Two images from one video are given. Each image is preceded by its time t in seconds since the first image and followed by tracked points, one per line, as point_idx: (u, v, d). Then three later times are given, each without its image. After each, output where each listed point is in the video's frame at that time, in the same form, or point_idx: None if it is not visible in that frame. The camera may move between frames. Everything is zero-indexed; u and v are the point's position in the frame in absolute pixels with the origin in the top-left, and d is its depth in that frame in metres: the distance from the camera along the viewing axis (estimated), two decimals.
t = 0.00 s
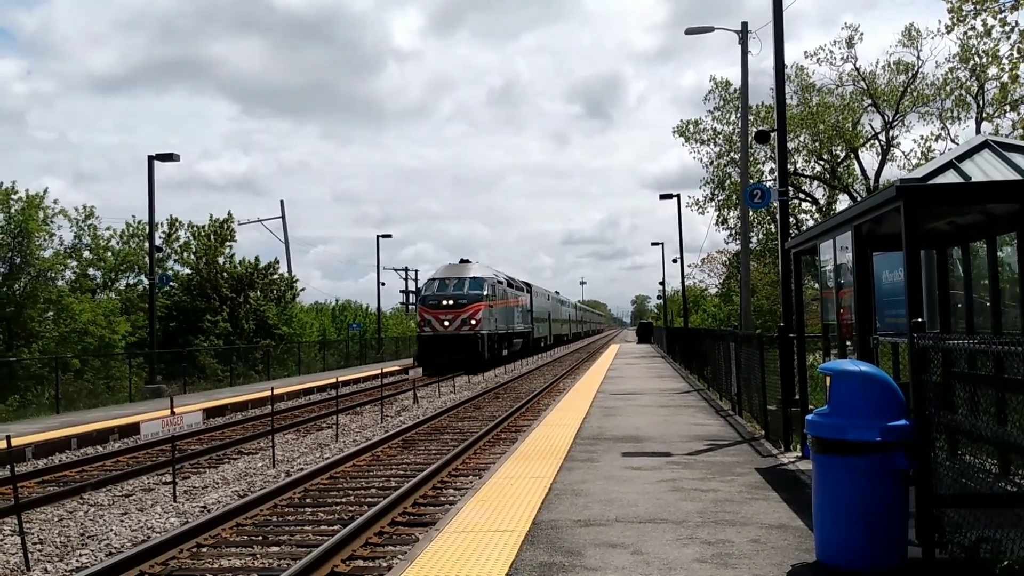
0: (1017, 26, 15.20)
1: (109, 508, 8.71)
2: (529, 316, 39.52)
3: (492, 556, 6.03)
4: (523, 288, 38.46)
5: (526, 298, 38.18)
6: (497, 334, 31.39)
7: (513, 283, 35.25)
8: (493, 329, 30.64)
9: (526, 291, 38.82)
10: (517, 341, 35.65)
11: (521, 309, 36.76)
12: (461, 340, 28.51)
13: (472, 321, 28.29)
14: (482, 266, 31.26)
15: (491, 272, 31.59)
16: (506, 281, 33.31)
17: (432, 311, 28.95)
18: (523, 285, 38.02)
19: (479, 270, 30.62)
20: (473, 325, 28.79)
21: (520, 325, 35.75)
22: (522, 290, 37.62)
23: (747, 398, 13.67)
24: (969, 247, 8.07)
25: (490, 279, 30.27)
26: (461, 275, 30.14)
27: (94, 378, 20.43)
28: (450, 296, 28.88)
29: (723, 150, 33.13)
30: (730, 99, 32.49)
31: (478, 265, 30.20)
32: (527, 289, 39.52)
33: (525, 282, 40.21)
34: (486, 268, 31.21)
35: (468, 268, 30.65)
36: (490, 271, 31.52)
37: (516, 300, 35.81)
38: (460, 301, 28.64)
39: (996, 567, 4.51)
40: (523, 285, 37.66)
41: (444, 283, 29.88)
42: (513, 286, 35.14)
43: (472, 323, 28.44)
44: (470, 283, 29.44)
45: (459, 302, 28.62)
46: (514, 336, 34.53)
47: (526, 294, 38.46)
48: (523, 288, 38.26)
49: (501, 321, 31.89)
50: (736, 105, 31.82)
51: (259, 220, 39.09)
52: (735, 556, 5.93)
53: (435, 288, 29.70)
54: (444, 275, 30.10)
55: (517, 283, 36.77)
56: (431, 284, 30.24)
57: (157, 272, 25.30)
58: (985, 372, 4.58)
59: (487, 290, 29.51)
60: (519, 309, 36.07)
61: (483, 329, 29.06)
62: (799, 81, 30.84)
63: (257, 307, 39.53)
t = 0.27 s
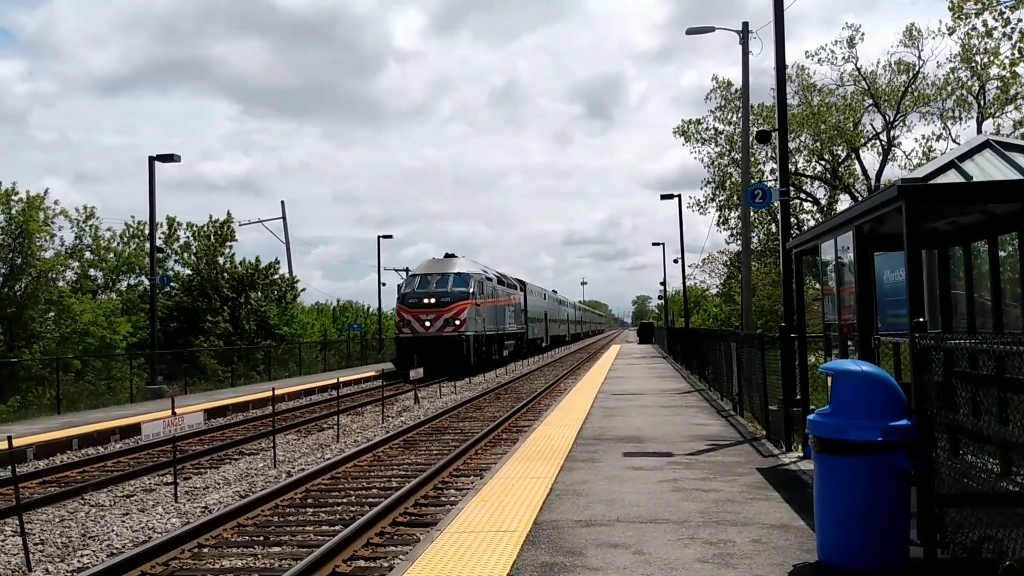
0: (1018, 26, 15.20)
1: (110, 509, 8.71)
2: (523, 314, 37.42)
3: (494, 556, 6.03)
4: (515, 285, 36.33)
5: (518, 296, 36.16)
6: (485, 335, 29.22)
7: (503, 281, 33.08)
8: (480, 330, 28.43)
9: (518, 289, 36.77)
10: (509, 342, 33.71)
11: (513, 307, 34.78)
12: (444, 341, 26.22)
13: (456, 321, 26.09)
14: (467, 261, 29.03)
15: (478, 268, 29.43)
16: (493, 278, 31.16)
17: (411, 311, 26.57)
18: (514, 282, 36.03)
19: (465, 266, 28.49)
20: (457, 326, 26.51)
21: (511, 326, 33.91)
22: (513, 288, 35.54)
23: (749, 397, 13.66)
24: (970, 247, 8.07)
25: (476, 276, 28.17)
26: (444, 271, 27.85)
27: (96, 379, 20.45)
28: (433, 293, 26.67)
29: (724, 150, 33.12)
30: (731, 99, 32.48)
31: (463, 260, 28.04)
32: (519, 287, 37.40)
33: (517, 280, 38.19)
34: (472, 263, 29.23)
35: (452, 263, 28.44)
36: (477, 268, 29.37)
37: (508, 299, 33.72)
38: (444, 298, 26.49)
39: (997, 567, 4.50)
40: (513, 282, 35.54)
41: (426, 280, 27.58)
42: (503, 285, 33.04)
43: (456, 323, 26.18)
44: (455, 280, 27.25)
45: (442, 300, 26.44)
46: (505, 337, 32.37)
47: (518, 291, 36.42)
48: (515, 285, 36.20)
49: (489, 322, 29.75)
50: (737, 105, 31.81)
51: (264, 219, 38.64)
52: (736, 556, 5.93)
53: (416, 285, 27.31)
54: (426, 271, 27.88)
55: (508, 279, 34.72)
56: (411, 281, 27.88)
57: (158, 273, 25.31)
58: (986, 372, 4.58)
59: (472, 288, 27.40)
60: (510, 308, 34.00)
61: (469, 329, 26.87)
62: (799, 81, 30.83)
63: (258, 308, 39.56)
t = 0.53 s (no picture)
0: None
1: (118, 507, 8.76)
2: (519, 311, 35.19)
3: (499, 554, 6.06)
4: (509, 280, 34.11)
5: (513, 293, 33.95)
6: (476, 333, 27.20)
7: (496, 277, 31.08)
8: (468, 329, 26.45)
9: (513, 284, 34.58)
10: (503, 341, 31.64)
11: (508, 304, 32.59)
12: (428, 341, 24.23)
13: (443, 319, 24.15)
14: (456, 254, 26.96)
15: (467, 261, 27.37)
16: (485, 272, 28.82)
17: (392, 308, 24.57)
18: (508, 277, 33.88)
19: (452, 259, 26.52)
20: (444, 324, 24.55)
21: (506, 323, 32.00)
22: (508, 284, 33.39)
23: (755, 396, 13.64)
24: (978, 245, 8.06)
25: (465, 270, 26.20)
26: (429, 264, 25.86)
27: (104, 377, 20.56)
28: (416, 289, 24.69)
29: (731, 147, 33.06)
30: (737, 96, 32.42)
31: (450, 252, 26.04)
32: (515, 282, 35.12)
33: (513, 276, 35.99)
34: (461, 256, 27.19)
35: (439, 255, 26.44)
36: (467, 261, 27.34)
37: (501, 294, 31.65)
38: (428, 294, 24.44)
39: (1005, 565, 4.49)
40: (507, 277, 33.41)
41: (409, 274, 25.65)
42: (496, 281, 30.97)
43: (442, 321, 24.24)
44: (440, 274, 25.28)
45: (426, 297, 24.40)
46: (499, 336, 30.35)
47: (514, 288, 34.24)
48: (510, 280, 33.97)
49: (480, 320, 27.70)
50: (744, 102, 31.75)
51: (274, 216, 38.08)
52: (743, 554, 5.93)
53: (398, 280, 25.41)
54: (411, 264, 25.89)
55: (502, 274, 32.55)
56: (394, 275, 25.93)
57: (166, 272, 25.38)
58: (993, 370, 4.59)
59: (460, 283, 25.41)
60: (505, 305, 31.96)
61: (456, 328, 24.89)
62: (806, 79, 30.74)
63: (265, 306, 39.69)
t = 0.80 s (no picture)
0: None
1: (130, 505, 8.82)
2: (519, 309, 32.59)
3: (510, 552, 6.08)
4: (507, 275, 31.27)
5: (511, 289, 31.31)
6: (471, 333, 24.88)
7: (492, 271, 28.51)
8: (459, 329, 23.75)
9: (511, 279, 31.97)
10: (500, 342, 29.11)
11: (505, 302, 29.99)
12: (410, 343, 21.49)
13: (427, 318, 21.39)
14: (446, 246, 24.33)
15: (459, 254, 24.86)
16: (474, 265, 25.21)
17: (368, 306, 21.81)
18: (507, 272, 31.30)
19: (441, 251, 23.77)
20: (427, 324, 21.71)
21: (505, 323, 29.41)
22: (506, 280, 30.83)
23: (766, 395, 13.60)
24: (989, 244, 8.02)
25: (452, 264, 23.19)
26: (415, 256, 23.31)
27: (114, 376, 20.72)
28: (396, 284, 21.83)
29: (741, 146, 32.95)
30: (747, 95, 32.31)
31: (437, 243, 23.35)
32: (513, 278, 32.45)
33: (512, 271, 33.51)
34: (451, 248, 24.60)
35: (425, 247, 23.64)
36: (458, 255, 24.90)
37: (498, 290, 29.02)
38: (410, 290, 21.70)
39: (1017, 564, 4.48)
40: (505, 271, 30.79)
41: (390, 267, 22.81)
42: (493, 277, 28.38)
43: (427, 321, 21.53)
44: (424, 268, 22.48)
45: (408, 293, 21.64)
46: (496, 337, 27.80)
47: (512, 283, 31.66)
48: (508, 276, 31.34)
49: (473, 318, 25.10)
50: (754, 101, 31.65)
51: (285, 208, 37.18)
52: (754, 554, 5.92)
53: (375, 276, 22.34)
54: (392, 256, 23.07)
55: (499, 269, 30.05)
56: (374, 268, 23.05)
57: (177, 271, 25.50)
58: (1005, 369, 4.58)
59: (447, 278, 22.65)
60: (501, 302, 29.30)
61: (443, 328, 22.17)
62: (816, 77, 30.61)
63: (275, 306, 39.84)
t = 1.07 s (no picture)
0: None
1: (158, 504, 8.95)
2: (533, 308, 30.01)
3: (535, 553, 6.10)
4: (519, 270, 28.71)
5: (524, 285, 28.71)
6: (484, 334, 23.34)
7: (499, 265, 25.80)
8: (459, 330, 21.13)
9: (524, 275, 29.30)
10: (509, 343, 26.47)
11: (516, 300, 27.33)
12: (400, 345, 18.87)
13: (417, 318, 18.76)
14: (442, 236, 21.48)
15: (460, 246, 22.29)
16: (479, 260, 22.85)
17: (351, 304, 19.26)
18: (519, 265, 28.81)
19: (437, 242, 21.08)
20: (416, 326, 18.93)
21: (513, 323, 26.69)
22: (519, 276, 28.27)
23: (792, 396, 13.50)
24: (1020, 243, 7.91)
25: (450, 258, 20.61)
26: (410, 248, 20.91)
27: (143, 376, 21.02)
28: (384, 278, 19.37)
29: (766, 144, 32.70)
30: (773, 93, 32.05)
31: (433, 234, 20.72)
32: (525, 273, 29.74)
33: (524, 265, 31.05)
34: (451, 239, 21.97)
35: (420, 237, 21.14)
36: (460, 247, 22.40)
37: (507, 287, 26.26)
38: (399, 285, 19.11)
39: None
40: (515, 266, 28.23)
41: (378, 260, 20.22)
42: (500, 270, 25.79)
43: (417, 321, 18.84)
44: (417, 261, 19.87)
45: (395, 289, 19.07)
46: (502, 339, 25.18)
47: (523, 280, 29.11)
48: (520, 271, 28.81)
49: (471, 318, 21.95)
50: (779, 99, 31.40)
51: (326, 202, 35.84)
52: (781, 555, 5.90)
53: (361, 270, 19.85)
54: (382, 247, 20.53)
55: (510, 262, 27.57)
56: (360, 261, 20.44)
57: (204, 272, 25.81)
58: None
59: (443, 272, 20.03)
60: (510, 299, 26.46)
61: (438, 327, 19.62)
62: (843, 75, 30.29)
63: (301, 306, 40.23)
